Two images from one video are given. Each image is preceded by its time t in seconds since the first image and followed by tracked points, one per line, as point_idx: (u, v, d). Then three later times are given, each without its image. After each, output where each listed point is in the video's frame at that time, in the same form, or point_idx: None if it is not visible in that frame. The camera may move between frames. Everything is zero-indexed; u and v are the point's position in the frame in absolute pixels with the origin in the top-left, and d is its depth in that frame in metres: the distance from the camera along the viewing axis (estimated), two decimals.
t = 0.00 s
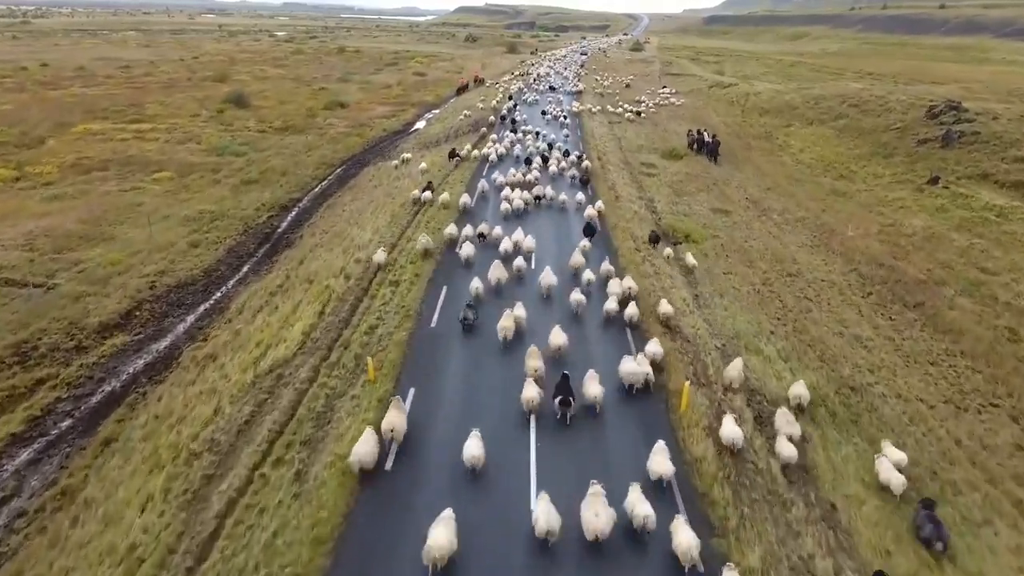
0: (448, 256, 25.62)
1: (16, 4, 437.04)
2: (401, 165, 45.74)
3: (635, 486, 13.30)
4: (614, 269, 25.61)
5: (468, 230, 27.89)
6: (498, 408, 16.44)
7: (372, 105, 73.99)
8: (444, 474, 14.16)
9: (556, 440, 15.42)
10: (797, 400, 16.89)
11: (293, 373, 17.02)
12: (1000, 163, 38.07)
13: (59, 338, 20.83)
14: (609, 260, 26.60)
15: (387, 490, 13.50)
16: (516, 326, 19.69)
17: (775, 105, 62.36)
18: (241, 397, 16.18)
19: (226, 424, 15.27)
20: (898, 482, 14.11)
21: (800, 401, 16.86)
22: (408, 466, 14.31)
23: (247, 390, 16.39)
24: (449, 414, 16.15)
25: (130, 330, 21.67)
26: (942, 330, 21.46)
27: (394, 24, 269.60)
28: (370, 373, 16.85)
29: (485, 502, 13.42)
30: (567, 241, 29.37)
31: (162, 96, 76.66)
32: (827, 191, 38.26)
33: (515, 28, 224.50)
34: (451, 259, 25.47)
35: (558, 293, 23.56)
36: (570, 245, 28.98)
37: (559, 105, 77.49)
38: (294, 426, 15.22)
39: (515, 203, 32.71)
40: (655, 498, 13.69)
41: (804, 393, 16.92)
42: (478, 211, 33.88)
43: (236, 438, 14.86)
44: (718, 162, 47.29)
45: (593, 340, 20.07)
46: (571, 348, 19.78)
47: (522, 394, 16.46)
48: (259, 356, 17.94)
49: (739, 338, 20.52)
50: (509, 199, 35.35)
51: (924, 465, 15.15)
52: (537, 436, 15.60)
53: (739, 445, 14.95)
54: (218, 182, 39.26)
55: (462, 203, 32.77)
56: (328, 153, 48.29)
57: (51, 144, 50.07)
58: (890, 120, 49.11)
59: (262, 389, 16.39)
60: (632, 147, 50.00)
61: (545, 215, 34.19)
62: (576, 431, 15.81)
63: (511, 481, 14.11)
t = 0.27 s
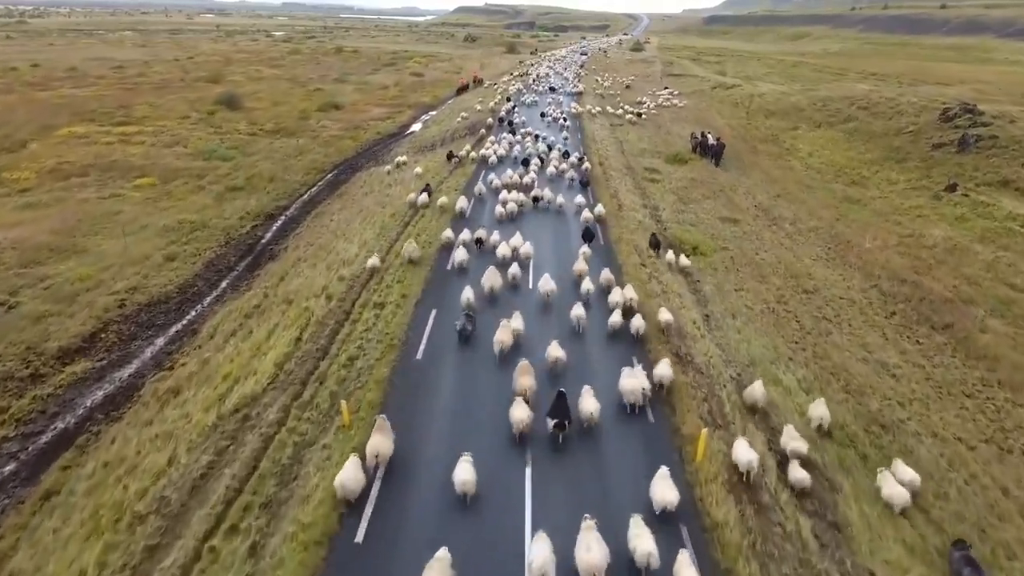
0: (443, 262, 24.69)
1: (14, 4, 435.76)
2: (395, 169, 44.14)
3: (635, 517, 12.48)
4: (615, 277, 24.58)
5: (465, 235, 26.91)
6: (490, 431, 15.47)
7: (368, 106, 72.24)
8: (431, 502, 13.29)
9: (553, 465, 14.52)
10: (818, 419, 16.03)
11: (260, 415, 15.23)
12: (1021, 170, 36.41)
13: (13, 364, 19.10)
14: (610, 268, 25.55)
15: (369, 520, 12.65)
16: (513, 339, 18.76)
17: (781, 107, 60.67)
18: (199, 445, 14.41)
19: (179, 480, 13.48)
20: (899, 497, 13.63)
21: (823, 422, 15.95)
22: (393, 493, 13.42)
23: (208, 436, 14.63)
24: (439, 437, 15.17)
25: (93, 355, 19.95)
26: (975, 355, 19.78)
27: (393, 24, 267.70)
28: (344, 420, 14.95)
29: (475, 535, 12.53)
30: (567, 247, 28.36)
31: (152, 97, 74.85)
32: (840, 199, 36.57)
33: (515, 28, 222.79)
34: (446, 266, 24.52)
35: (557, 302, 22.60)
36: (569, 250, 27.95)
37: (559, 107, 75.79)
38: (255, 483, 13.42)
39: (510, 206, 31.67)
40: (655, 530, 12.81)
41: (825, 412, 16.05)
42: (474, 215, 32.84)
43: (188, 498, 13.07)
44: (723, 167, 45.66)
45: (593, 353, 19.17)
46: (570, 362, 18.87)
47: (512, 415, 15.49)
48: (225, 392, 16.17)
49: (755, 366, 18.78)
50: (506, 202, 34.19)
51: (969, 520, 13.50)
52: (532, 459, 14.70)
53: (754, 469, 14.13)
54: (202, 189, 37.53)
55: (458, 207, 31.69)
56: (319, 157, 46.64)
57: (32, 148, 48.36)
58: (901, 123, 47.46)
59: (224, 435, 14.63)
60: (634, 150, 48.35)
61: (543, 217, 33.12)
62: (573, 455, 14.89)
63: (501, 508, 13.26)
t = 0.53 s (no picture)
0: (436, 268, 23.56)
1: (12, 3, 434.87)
2: (388, 175, 42.52)
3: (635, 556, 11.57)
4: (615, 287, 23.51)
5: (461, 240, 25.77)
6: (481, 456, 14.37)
7: (362, 108, 70.51)
8: (417, 535, 12.22)
9: (548, 492, 13.51)
10: (840, 443, 15.27)
11: (217, 470, 13.46)
12: None
13: None
14: (611, 278, 24.44)
15: (347, 557, 11.56)
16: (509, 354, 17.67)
17: (787, 110, 59.02)
18: (146, 508, 12.66)
19: (117, 553, 11.69)
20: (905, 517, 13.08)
21: (844, 446, 15.23)
22: (374, 523, 12.37)
23: (156, 496, 12.86)
24: (426, 462, 14.05)
25: (50, 387, 18.26)
26: (1013, 388, 18.14)
27: (392, 24, 265.95)
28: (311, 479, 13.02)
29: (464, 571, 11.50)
30: (565, 254, 27.25)
31: (142, 99, 73.18)
32: (852, 207, 34.91)
33: (514, 28, 221.36)
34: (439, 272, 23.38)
35: (555, 313, 21.50)
36: (568, 258, 26.82)
37: (559, 109, 74.15)
38: (204, 557, 11.61)
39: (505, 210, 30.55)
40: (658, 572, 11.78)
41: (847, 437, 15.30)
42: (469, 220, 31.64)
43: None
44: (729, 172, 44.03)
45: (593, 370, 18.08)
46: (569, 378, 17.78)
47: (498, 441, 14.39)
48: (181, 440, 14.45)
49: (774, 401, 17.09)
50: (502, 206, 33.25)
51: None
52: (524, 485, 13.69)
53: (763, 498, 13.32)
54: (185, 197, 35.85)
55: (454, 211, 30.54)
56: (309, 162, 44.98)
57: (12, 153, 46.64)
58: (913, 127, 45.83)
59: (175, 495, 12.87)
60: (637, 155, 46.69)
61: (540, 223, 32.00)
62: (569, 482, 13.90)
63: (492, 540, 12.26)
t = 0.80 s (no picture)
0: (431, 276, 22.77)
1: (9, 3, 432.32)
2: (382, 180, 41.11)
3: None
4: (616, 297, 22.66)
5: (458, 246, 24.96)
6: (470, 480, 13.58)
7: (357, 110, 69.04)
8: (400, 565, 11.44)
9: (541, 517, 12.74)
10: (858, 463, 14.63)
11: (172, 530, 12.04)
12: None
13: None
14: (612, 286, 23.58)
15: None
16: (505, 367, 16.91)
17: (792, 112, 57.64)
18: None
19: None
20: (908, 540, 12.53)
21: (862, 466, 14.59)
22: (355, 553, 11.58)
23: (100, 563, 11.46)
24: (412, 487, 13.24)
25: (5, 418, 16.86)
26: None
27: (391, 24, 264.50)
28: (275, 546, 11.47)
29: None
30: (564, 262, 26.41)
31: (133, 101, 71.73)
32: (864, 215, 33.54)
33: (513, 28, 220.01)
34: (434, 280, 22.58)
35: (553, 324, 20.72)
36: (566, 265, 25.96)
37: (558, 111, 72.76)
38: None
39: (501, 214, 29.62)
40: None
41: (866, 456, 14.63)
42: (466, 223, 30.68)
43: None
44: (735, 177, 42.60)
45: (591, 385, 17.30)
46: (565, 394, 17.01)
47: (482, 463, 13.56)
48: (135, 491, 13.08)
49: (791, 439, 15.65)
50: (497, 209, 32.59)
51: None
52: (515, 509, 12.91)
53: (774, 521, 12.70)
54: (169, 205, 34.46)
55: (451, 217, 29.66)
56: (301, 167, 43.57)
57: None
58: (924, 131, 44.44)
59: (122, 561, 11.47)
60: (639, 159, 45.29)
61: (538, 228, 31.11)
62: (564, 506, 13.12)
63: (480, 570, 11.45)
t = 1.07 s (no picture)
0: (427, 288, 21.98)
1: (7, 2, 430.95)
2: (374, 186, 39.48)
3: None
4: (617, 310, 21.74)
5: (455, 256, 24.15)
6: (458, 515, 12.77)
7: (352, 113, 67.35)
8: None
9: (534, 557, 11.95)
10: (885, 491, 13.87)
11: None
12: None
13: None
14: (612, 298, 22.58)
15: None
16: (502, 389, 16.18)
17: (799, 115, 56.01)
18: None
19: None
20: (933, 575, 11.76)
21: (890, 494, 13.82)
22: None
23: None
24: (396, 523, 12.43)
25: None
26: None
27: (390, 24, 262.75)
28: None
29: None
30: (563, 270, 25.49)
31: (123, 103, 70.12)
32: (879, 226, 31.95)
33: (513, 28, 218.39)
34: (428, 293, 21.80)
35: (552, 339, 19.91)
36: (565, 274, 25.00)
37: (558, 113, 71.14)
38: None
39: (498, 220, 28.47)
40: None
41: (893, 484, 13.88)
42: (462, 230, 29.61)
43: None
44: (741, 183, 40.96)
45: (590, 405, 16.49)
46: (563, 417, 16.23)
47: (463, 498, 12.68)
48: (71, 566, 11.51)
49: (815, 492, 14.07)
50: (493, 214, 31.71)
51: None
52: (505, 548, 12.11)
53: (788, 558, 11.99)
54: (149, 215, 32.91)
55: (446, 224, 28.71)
56: (290, 173, 41.93)
57: None
58: (937, 136, 42.82)
59: None
60: (641, 165, 43.66)
61: (536, 235, 30.11)
62: (558, 544, 12.31)
63: None
